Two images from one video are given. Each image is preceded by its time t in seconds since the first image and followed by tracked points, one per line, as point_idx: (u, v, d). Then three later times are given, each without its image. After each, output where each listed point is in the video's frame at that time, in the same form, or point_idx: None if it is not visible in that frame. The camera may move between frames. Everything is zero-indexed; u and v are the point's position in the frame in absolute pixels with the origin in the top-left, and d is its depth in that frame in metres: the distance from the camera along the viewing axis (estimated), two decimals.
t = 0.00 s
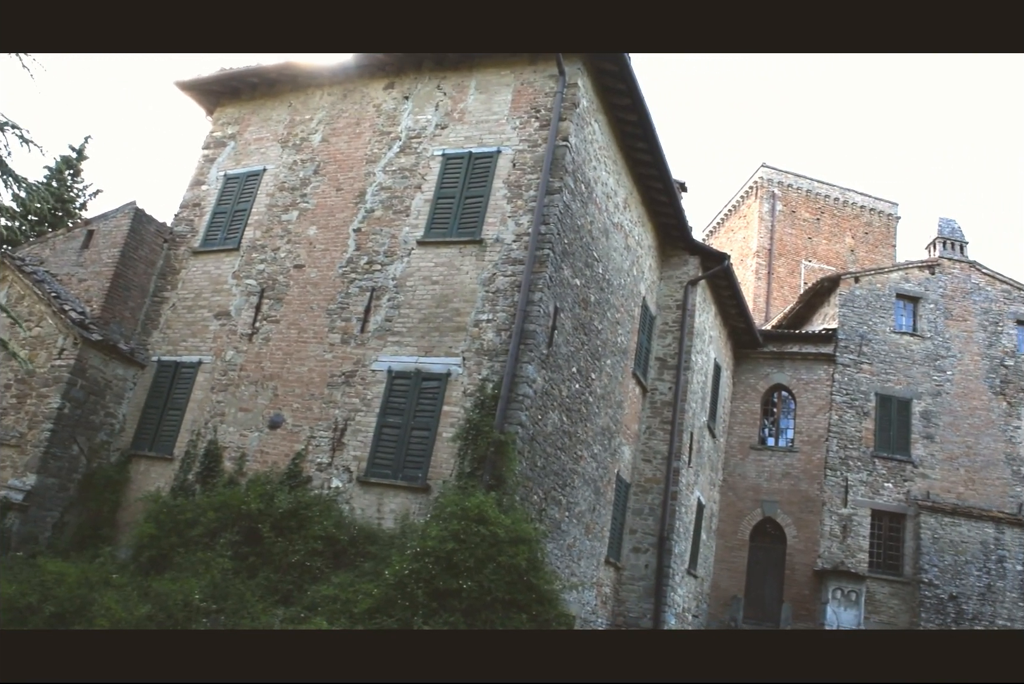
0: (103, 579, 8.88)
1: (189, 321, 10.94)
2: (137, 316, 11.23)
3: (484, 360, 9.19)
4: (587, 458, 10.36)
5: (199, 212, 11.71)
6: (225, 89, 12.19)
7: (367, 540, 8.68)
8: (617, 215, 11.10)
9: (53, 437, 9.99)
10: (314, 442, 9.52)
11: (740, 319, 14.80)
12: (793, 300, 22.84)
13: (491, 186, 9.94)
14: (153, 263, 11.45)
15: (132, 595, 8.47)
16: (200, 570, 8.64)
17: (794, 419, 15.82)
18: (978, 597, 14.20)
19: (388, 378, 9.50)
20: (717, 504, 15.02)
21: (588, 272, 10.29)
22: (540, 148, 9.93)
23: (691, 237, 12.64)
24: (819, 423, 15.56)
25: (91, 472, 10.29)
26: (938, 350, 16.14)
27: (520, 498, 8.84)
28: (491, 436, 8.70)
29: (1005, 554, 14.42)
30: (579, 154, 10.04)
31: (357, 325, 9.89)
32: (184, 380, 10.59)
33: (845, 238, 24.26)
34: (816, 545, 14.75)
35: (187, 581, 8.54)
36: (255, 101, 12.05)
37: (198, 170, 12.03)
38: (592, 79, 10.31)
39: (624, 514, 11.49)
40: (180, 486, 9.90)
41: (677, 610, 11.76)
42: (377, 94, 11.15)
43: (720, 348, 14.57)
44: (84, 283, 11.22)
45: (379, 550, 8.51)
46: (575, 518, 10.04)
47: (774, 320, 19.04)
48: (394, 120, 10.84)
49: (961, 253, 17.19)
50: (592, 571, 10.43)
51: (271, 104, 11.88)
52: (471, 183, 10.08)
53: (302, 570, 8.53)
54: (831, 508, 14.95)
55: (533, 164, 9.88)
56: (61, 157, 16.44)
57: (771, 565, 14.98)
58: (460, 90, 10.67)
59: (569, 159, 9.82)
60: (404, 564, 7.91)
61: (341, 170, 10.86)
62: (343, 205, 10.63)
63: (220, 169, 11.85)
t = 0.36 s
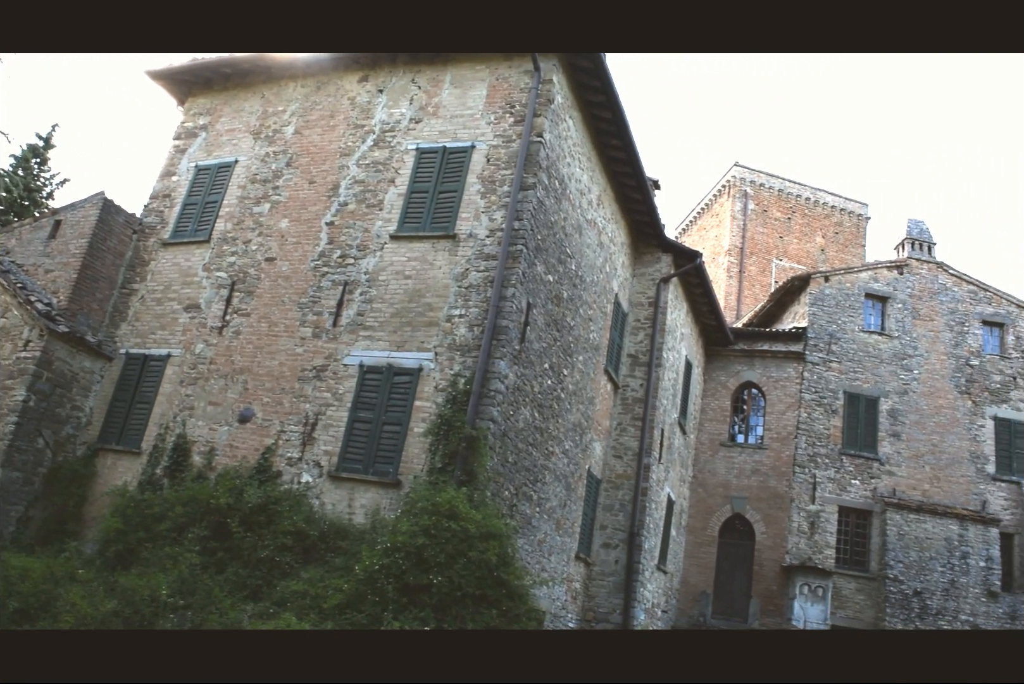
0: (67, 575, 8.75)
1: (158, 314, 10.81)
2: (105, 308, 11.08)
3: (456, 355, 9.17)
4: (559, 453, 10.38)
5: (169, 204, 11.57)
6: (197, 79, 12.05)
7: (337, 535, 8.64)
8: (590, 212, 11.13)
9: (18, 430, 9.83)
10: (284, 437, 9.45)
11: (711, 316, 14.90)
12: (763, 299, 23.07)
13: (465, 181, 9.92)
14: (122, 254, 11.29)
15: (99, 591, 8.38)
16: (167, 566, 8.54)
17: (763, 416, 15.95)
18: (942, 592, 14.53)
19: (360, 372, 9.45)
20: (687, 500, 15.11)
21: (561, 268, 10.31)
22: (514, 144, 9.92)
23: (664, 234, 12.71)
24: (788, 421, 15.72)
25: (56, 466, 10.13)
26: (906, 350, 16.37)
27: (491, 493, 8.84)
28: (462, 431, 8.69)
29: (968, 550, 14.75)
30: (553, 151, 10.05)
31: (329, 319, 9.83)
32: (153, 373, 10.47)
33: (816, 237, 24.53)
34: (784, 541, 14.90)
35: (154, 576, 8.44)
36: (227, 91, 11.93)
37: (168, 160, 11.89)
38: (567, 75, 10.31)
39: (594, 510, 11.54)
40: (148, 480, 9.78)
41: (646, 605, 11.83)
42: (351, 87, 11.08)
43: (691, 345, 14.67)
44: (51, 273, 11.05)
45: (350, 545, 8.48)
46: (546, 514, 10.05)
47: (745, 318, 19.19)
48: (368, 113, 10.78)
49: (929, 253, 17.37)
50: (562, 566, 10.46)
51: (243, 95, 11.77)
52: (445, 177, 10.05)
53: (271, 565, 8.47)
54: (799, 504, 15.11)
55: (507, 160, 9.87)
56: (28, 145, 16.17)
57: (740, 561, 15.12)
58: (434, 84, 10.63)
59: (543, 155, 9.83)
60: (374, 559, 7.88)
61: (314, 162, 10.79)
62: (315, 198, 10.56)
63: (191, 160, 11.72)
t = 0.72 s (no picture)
0: (27, 572, 8.59)
1: (123, 306, 10.67)
2: (69, 300, 10.90)
3: (425, 350, 9.15)
4: (527, 449, 10.39)
5: (135, 194, 11.41)
6: (164, 68, 11.89)
7: (303, 531, 8.58)
8: (561, 209, 11.16)
9: None
10: (251, 431, 9.36)
11: (680, 314, 15.00)
12: (731, 297, 23.29)
13: (435, 176, 9.89)
14: (86, 245, 11.11)
15: (60, 586, 8.32)
16: (130, 561, 8.42)
17: (730, 414, 16.09)
18: (903, 588, 14.77)
19: (328, 367, 9.39)
20: (653, 496, 15.21)
21: (530, 265, 10.32)
22: (485, 139, 9.91)
23: (633, 232, 12.77)
24: (754, 418, 15.88)
25: (17, 460, 9.94)
26: (870, 349, 16.62)
27: (459, 489, 8.82)
28: (430, 427, 8.67)
29: (928, 547, 15.04)
30: (524, 147, 10.05)
31: (297, 314, 9.76)
32: (117, 366, 10.32)
33: (783, 237, 24.81)
34: (749, 537, 15.07)
35: (117, 573, 8.31)
36: (195, 81, 11.79)
37: (134, 150, 11.72)
38: (539, 72, 10.31)
39: (562, 506, 11.59)
40: (111, 474, 9.63)
41: (612, 601, 11.91)
42: (322, 79, 11.00)
43: (659, 342, 14.76)
44: (13, 264, 10.85)
45: (316, 541, 8.43)
46: (514, 510, 10.06)
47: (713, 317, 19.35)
48: (339, 106, 10.71)
49: (894, 254, 17.62)
50: (529, 562, 10.48)
51: (212, 85, 11.64)
52: (415, 172, 10.01)
53: (236, 561, 8.39)
54: (764, 501, 15.28)
55: (478, 155, 9.86)
56: None
57: (705, 558, 15.25)
58: (406, 78, 10.58)
59: (514, 151, 9.83)
60: (341, 555, 7.83)
61: (283, 155, 10.70)
62: (284, 191, 10.48)
63: (158, 150, 11.57)
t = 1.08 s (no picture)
0: None
1: (87, 297, 10.51)
2: (31, 290, 10.72)
3: (393, 345, 9.12)
4: (495, 445, 10.41)
5: (100, 183, 11.25)
6: (131, 55, 11.72)
7: (269, 526, 8.52)
8: (531, 204, 11.17)
9: None
10: (216, 425, 9.27)
11: (649, 311, 15.09)
12: (699, 295, 23.48)
13: (405, 170, 9.86)
14: (49, 234, 10.93)
15: (20, 582, 8.19)
16: (92, 557, 8.28)
17: (698, 411, 16.21)
18: (865, 583, 15.00)
19: (295, 360, 9.33)
20: (621, 492, 15.30)
21: (500, 261, 10.32)
22: (456, 134, 9.89)
23: (603, 229, 12.83)
24: (721, 416, 16.02)
25: None
26: (836, 348, 16.83)
27: (426, 485, 8.79)
28: (398, 422, 8.64)
29: (890, 543, 15.30)
30: (495, 142, 10.04)
31: (264, 307, 9.68)
32: (80, 358, 10.17)
33: (752, 236, 25.06)
34: (715, 533, 15.21)
35: (78, 568, 8.17)
36: (163, 70, 11.64)
37: (99, 138, 11.55)
38: (511, 67, 10.30)
39: (530, 502, 11.62)
40: (74, 468, 9.48)
41: (579, 597, 11.97)
42: (292, 70, 10.91)
43: (628, 339, 14.84)
44: None
45: (282, 536, 8.37)
46: (481, 505, 10.07)
47: (681, 314, 19.48)
48: (309, 98, 10.64)
49: (860, 254, 17.86)
50: (496, 557, 10.50)
51: (179, 74, 11.50)
52: (385, 165, 9.98)
53: (201, 556, 8.32)
54: (730, 498, 15.43)
55: (449, 150, 9.84)
56: None
57: (672, 553, 15.38)
58: (376, 70, 10.53)
59: (485, 146, 9.82)
60: (307, 550, 7.78)
61: (252, 146, 10.61)
62: (252, 182, 10.38)
63: (124, 139, 11.41)
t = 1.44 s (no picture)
0: None
1: (65, 290, 10.42)
2: (8, 283, 10.61)
3: (375, 340, 9.10)
4: (477, 440, 10.41)
5: (79, 176, 11.15)
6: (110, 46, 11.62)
7: (250, 521, 8.48)
8: (514, 200, 11.18)
9: None
10: (196, 420, 9.22)
11: (631, 308, 15.14)
12: (681, 292, 23.59)
13: (388, 164, 9.84)
14: (27, 226, 10.82)
15: None
16: (70, 552, 8.20)
17: (679, 407, 16.29)
18: (844, 579, 15.14)
19: (276, 355, 9.29)
20: (602, 488, 15.35)
21: (482, 256, 10.31)
22: (439, 129, 9.88)
23: (585, 225, 12.86)
24: (702, 412, 16.11)
25: None
26: (816, 345, 16.95)
27: (407, 480, 8.77)
28: (380, 417, 8.62)
29: (869, 539, 15.45)
30: (477, 137, 10.03)
31: (245, 301, 9.63)
32: (58, 352, 10.08)
33: (733, 233, 25.17)
34: (695, 529, 15.29)
35: (56, 563, 8.08)
36: (143, 61, 11.55)
37: (78, 130, 11.45)
38: (494, 62, 10.28)
39: (511, 497, 11.64)
40: (51, 462, 9.39)
41: (560, 592, 12.02)
42: (274, 63, 10.86)
43: (610, 335, 14.88)
44: None
45: (262, 531, 8.33)
46: (462, 500, 10.06)
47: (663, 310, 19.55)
48: (291, 91, 10.59)
49: (840, 252, 17.98)
50: (477, 553, 10.52)
51: (160, 66, 11.41)
52: (368, 160, 9.95)
53: (180, 551, 8.27)
54: (710, 493, 15.50)
55: (432, 144, 9.82)
56: None
57: (653, 549, 15.46)
58: (359, 64, 10.49)
59: (468, 141, 9.81)
60: (287, 545, 7.74)
61: (233, 139, 10.55)
62: (233, 176, 10.33)
63: (103, 131, 11.32)
